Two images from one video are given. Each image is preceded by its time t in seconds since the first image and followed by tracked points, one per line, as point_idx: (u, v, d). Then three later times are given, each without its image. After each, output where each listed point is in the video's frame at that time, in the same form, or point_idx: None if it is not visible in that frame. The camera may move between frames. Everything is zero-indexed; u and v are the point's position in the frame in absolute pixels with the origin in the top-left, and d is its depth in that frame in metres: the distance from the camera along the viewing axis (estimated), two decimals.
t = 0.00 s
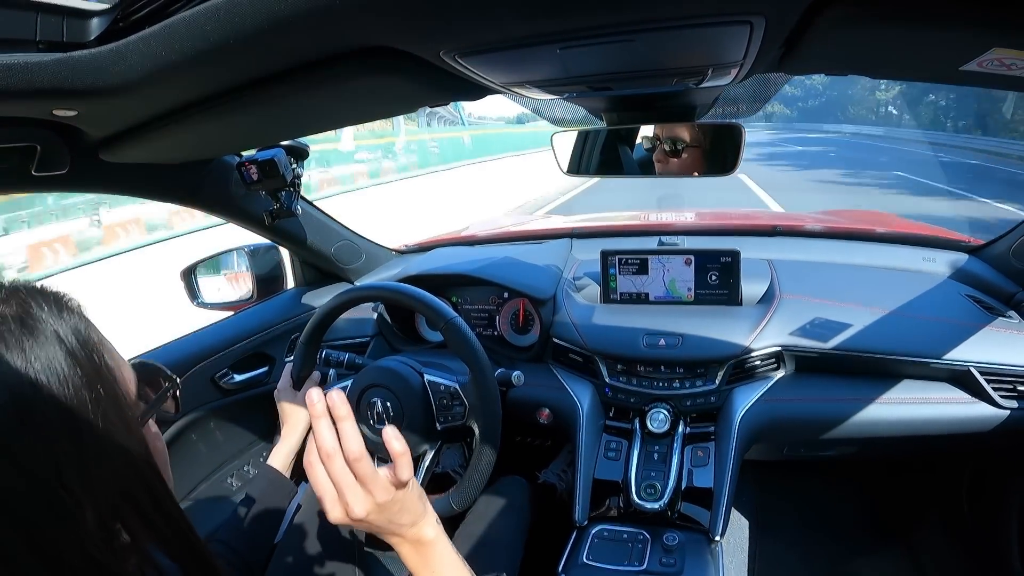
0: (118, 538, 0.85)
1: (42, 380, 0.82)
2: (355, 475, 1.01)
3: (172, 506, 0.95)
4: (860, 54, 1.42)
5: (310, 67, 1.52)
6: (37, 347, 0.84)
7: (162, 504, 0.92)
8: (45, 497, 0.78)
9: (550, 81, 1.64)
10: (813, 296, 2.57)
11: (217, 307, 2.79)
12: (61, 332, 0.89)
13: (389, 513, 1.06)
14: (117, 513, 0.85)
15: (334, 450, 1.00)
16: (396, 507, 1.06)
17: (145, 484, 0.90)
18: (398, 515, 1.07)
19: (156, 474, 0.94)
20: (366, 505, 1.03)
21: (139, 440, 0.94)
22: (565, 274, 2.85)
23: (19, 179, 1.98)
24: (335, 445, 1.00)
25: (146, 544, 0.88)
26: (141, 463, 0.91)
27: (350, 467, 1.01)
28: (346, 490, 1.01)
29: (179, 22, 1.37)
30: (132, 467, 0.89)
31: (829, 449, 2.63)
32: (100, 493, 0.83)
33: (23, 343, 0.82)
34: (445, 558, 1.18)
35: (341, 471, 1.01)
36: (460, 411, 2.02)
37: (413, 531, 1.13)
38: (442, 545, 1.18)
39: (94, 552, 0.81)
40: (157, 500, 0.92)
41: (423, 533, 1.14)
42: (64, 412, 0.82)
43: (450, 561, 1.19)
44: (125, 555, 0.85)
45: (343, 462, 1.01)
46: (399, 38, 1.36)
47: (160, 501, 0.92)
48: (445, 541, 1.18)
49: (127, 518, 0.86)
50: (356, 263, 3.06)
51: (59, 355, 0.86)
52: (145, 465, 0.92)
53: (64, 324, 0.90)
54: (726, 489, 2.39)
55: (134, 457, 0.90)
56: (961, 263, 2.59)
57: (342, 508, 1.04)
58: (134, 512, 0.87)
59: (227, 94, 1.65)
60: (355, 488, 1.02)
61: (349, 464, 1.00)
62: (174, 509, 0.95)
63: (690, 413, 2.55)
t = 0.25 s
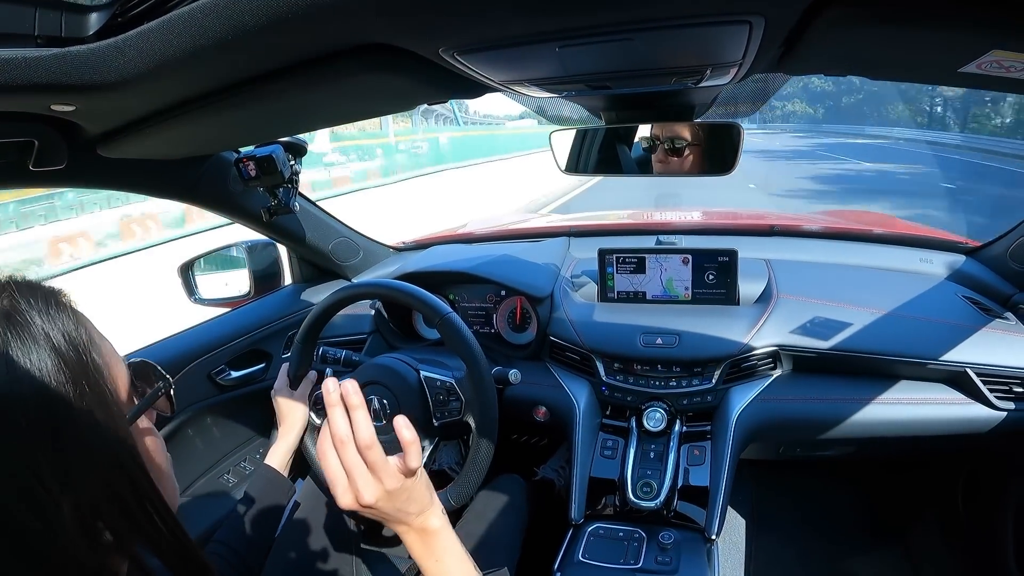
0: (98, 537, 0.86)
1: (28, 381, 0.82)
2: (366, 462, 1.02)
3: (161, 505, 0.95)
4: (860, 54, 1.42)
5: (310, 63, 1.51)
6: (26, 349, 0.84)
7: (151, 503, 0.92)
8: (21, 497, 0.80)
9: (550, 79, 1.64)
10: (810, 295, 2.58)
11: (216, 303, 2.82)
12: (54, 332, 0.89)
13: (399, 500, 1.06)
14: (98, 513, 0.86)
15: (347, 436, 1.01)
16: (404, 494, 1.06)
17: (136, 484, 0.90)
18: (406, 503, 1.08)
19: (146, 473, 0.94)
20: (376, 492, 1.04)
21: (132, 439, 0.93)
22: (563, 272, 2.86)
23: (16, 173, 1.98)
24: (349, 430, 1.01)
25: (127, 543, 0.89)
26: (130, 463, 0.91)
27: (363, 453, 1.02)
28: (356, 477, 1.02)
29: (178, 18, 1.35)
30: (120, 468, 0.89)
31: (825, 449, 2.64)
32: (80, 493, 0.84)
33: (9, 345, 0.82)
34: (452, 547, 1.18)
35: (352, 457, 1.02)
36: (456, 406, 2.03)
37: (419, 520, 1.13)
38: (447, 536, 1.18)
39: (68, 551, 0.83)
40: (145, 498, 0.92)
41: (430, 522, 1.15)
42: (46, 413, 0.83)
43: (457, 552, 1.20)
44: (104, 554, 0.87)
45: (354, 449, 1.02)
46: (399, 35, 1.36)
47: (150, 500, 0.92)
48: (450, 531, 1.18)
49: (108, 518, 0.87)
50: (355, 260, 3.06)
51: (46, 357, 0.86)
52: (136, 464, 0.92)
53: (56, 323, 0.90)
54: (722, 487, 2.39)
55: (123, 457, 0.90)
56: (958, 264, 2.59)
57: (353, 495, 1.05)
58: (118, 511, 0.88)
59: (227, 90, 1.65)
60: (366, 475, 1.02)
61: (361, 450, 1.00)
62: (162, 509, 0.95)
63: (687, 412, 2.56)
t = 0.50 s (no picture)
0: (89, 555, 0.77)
1: (19, 381, 0.74)
2: (429, 427, 1.12)
3: (156, 519, 0.87)
4: (858, 55, 1.42)
5: (309, 66, 1.52)
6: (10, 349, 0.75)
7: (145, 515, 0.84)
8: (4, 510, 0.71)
9: (548, 81, 1.64)
10: (809, 296, 2.58)
11: (215, 306, 2.83)
12: (42, 331, 0.81)
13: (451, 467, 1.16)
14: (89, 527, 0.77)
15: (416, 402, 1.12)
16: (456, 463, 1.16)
17: (129, 496, 0.82)
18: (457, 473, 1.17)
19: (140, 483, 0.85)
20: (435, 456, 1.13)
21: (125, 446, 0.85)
22: (562, 273, 2.86)
23: (14, 176, 1.97)
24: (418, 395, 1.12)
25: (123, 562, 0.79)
26: (125, 472, 0.82)
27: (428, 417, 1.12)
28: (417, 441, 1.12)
29: (176, 20, 1.35)
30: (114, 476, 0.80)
31: (825, 449, 2.64)
32: (71, 504, 0.75)
33: None
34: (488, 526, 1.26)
35: (416, 422, 1.12)
36: (456, 404, 2.01)
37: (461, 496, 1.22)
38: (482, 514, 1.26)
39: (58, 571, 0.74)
40: (139, 511, 0.83)
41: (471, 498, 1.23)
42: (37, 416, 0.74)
43: (491, 535, 1.25)
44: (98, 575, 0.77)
45: (420, 414, 1.12)
46: (397, 37, 1.36)
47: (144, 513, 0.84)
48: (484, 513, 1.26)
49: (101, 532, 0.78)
50: (353, 263, 3.05)
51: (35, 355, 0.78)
52: (129, 473, 0.83)
53: (43, 321, 0.83)
54: (722, 488, 2.39)
55: (118, 465, 0.81)
56: (956, 264, 2.59)
57: (412, 458, 1.13)
58: (110, 528, 0.79)
59: (225, 93, 1.65)
60: (428, 438, 1.12)
61: (429, 413, 1.11)
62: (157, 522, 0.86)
63: (686, 413, 2.56)
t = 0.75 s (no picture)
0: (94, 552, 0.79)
1: (28, 383, 0.75)
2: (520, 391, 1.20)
3: (159, 517, 0.88)
4: (854, 55, 1.43)
5: (306, 65, 1.52)
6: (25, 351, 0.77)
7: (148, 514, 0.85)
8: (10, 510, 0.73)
9: (545, 81, 1.64)
10: (805, 296, 2.59)
11: (212, 305, 2.82)
12: (53, 333, 0.82)
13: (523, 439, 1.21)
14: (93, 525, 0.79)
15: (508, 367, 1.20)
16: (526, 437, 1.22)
17: (133, 496, 0.84)
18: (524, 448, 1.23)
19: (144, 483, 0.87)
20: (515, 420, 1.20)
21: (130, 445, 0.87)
22: (559, 272, 2.87)
23: (11, 175, 1.97)
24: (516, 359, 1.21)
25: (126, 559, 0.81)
26: (130, 472, 0.84)
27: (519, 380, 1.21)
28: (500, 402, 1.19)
29: (173, 19, 1.35)
30: (118, 476, 0.82)
31: (822, 449, 2.65)
32: (76, 503, 0.77)
33: (10, 343, 0.75)
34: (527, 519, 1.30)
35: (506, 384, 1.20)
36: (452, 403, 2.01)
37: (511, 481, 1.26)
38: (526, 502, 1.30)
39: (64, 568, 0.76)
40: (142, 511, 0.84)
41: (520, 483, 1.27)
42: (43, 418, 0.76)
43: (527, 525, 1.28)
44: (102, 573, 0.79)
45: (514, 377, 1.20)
46: (395, 36, 1.36)
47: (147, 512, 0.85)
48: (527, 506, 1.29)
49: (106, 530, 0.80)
50: (350, 262, 3.04)
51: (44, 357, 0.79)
52: (132, 473, 0.85)
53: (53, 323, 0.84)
54: (719, 488, 2.38)
55: (122, 465, 0.83)
56: (953, 264, 2.60)
57: (497, 416, 1.18)
58: (115, 527, 0.81)
59: (221, 92, 1.64)
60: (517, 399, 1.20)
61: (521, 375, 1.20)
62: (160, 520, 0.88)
63: (683, 412, 2.56)
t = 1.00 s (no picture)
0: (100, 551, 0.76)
1: (39, 381, 0.74)
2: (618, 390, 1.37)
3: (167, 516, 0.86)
4: (854, 56, 1.43)
5: (305, 63, 1.51)
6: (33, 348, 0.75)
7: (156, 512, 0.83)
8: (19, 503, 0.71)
9: (545, 80, 1.64)
10: (803, 297, 2.59)
11: (210, 302, 2.80)
12: (65, 331, 0.81)
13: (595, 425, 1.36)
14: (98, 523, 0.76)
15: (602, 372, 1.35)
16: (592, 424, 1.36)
17: (144, 494, 0.82)
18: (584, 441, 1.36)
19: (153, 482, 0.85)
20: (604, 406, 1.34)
21: (141, 443, 0.85)
22: (557, 271, 2.86)
23: (8, 171, 1.96)
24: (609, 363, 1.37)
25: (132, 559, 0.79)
26: (142, 469, 0.82)
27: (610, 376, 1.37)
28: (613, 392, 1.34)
29: (172, 16, 1.34)
30: (127, 473, 0.80)
31: (819, 449, 2.65)
32: (83, 501, 0.75)
33: (19, 342, 0.74)
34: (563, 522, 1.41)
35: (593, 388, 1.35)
36: (449, 401, 2.01)
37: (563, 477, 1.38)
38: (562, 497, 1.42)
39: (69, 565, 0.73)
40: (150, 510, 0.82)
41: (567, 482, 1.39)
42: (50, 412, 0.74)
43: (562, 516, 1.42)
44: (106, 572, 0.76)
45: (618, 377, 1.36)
46: (395, 34, 1.36)
47: (156, 511, 0.83)
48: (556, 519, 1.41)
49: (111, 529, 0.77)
50: (348, 260, 3.03)
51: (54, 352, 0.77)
52: (141, 470, 0.83)
53: (63, 318, 0.82)
54: (715, 488, 2.39)
55: (134, 462, 0.81)
56: (950, 265, 2.60)
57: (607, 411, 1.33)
58: (125, 526, 0.79)
59: (220, 89, 1.64)
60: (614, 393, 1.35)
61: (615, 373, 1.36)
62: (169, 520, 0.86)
63: (680, 412, 2.57)
